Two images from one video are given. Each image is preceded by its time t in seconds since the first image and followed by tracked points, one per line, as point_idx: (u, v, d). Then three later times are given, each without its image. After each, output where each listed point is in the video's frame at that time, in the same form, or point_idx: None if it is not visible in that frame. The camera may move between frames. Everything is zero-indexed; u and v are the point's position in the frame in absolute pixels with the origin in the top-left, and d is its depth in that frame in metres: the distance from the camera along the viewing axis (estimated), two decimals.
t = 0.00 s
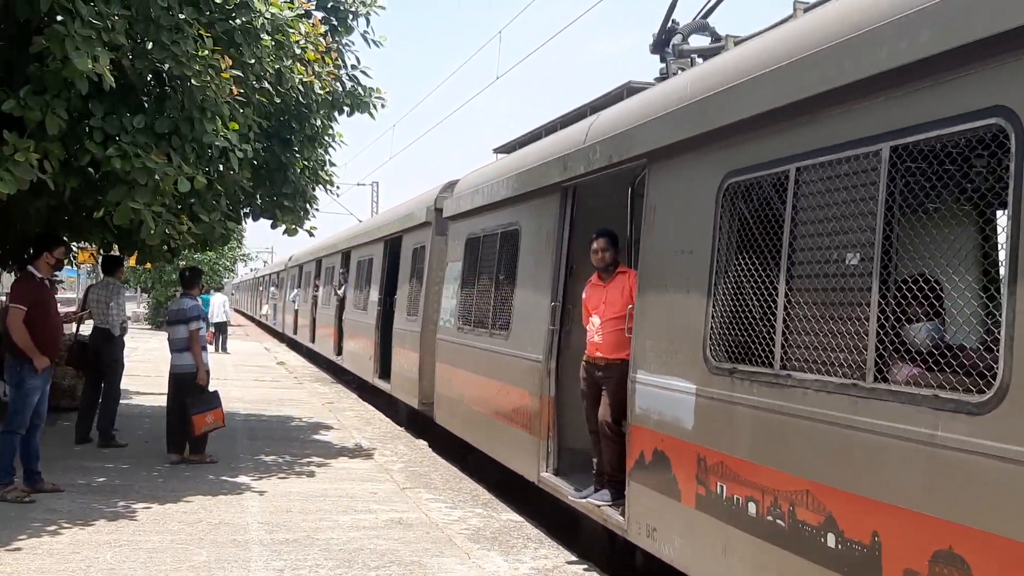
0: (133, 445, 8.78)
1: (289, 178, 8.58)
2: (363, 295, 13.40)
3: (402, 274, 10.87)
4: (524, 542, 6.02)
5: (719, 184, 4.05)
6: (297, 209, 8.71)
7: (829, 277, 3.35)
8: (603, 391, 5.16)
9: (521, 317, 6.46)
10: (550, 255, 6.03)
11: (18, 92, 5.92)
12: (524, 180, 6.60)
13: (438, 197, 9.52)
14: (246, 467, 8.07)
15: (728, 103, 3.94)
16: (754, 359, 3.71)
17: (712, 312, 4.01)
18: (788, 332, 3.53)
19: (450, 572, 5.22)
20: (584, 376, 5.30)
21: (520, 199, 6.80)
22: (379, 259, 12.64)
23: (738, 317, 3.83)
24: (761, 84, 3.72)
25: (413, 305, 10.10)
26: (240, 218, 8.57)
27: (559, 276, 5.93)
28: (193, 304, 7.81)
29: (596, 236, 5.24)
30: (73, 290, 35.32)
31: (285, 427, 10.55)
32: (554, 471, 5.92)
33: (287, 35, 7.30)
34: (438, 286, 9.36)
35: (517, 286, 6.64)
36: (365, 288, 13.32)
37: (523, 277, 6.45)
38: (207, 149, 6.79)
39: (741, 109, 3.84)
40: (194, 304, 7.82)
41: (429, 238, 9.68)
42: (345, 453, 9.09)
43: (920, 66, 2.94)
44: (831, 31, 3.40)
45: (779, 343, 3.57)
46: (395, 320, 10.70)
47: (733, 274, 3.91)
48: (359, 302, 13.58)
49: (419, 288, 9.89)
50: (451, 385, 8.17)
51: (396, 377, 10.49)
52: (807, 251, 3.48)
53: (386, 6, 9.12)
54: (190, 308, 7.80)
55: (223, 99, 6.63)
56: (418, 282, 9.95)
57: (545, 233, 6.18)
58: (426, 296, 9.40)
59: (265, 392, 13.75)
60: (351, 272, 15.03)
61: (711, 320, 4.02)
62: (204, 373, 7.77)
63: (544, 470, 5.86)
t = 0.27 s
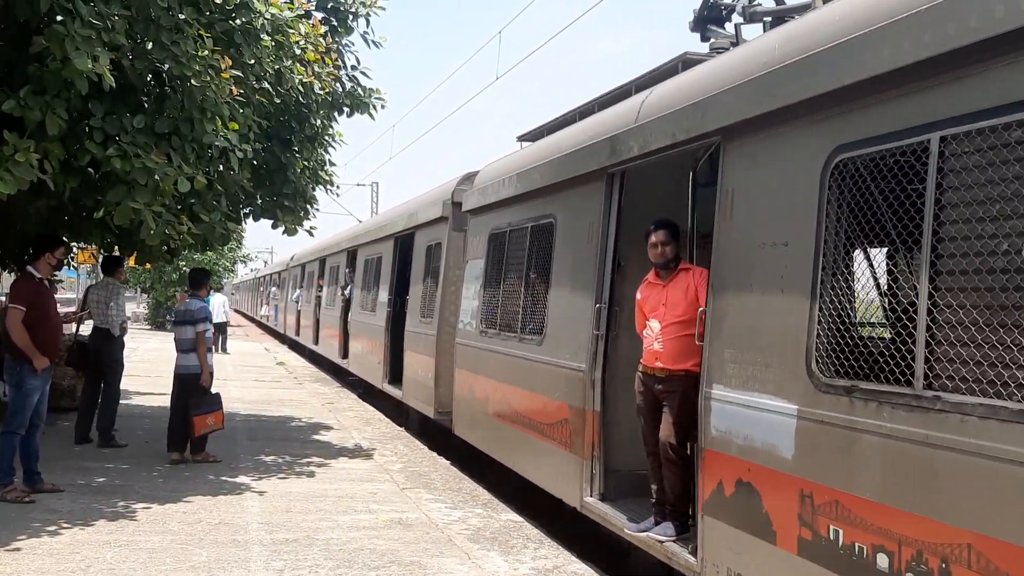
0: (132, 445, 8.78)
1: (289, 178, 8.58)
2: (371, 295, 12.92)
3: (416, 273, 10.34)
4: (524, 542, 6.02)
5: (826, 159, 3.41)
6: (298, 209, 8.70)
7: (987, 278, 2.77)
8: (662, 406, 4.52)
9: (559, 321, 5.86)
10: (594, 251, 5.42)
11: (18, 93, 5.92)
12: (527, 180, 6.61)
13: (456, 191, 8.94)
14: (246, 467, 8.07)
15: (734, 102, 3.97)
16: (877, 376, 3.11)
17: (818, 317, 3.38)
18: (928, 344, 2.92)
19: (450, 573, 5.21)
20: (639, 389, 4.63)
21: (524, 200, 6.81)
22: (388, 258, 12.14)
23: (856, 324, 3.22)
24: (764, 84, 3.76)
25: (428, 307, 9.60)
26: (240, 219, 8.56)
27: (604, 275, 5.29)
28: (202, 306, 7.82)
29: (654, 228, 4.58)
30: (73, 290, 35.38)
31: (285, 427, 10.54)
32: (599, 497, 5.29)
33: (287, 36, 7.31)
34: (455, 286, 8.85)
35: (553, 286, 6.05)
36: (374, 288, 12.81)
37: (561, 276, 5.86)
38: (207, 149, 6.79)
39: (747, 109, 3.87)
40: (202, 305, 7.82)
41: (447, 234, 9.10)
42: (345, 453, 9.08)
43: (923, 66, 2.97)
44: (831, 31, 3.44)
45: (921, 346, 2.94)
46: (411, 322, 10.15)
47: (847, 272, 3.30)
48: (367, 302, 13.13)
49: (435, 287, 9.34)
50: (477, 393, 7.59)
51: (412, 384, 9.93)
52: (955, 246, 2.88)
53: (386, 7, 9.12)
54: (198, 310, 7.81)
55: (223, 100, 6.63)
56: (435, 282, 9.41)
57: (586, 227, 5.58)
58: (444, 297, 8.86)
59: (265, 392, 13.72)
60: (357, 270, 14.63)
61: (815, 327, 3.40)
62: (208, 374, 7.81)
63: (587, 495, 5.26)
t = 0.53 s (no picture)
0: (131, 445, 8.77)
1: (288, 178, 8.58)
2: (377, 294, 12.29)
3: (427, 272, 9.70)
4: (523, 542, 6.01)
5: (971, 126, 2.82)
6: (298, 209, 8.67)
7: None
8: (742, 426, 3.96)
9: (604, 325, 5.22)
10: (650, 247, 4.78)
11: (17, 93, 5.91)
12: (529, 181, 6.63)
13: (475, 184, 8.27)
14: (246, 468, 8.06)
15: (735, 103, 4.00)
16: None
17: (971, 320, 2.76)
18: None
19: (449, 573, 5.21)
20: (711, 405, 4.13)
21: (524, 199, 6.84)
22: (396, 255, 11.47)
23: None
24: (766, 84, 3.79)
25: (441, 307, 8.97)
26: (240, 219, 8.53)
27: (659, 271, 4.70)
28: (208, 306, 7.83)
29: (730, 217, 4.03)
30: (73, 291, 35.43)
31: (285, 428, 10.53)
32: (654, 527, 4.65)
33: (286, 36, 7.30)
34: (473, 287, 8.25)
35: (596, 286, 5.41)
36: (381, 287, 12.11)
37: (604, 274, 5.28)
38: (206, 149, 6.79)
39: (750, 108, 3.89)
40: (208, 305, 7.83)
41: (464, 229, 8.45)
42: (344, 454, 9.07)
43: (923, 67, 3.00)
44: (834, 32, 3.47)
45: None
46: (424, 325, 9.50)
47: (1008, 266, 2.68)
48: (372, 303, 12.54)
49: (450, 287, 8.69)
50: (500, 403, 6.97)
51: (425, 391, 9.27)
52: None
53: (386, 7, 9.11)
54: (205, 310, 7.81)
55: (223, 100, 6.62)
56: (451, 281, 8.73)
57: (636, 217, 4.98)
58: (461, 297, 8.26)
59: (264, 393, 13.69)
60: (362, 269, 14.02)
61: (967, 333, 2.78)
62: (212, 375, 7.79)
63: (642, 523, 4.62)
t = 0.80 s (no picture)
0: (131, 445, 8.78)
1: (287, 179, 8.58)
2: (383, 294, 11.59)
3: (441, 271, 8.97)
4: (522, 542, 6.01)
5: None
6: (296, 209, 8.66)
7: None
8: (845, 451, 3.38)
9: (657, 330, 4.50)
10: (718, 238, 4.05)
11: (16, 93, 5.90)
12: (524, 182, 6.63)
13: (497, 174, 7.52)
14: (245, 468, 8.05)
15: (727, 106, 4.00)
16: None
17: None
18: None
19: (449, 573, 5.21)
20: (806, 427, 3.53)
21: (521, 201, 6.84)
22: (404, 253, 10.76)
23: None
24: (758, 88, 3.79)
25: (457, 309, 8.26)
26: (239, 219, 8.53)
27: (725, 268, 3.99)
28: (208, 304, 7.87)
29: (828, 204, 3.43)
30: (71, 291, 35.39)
31: (284, 428, 10.52)
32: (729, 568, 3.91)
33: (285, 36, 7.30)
34: (493, 287, 7.54)
35: (646, 285, 4.67)
36: (389, 287, 11.34)
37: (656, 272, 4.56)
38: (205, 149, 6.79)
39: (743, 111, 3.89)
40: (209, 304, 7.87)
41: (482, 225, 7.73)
42: (343, 454, 9.06)
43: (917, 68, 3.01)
44: (825, 37, 3.47)
45: None
46: (438, 328, 8.76)
47: None
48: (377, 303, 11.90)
49: (468, 287, 7.94)
50: (526, 417, 6.22)
51: (439, 401, 8.54)
52: None
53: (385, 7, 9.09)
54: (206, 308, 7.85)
55: (221, 100, 6.62)
56: (468, 281, 7.98)
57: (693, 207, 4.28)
58: (479, 298, 7.54)
59: (262, 393, 13.67)
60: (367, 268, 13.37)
61: None
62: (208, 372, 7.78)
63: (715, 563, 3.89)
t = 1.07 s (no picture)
0: (130, 445, 8.78)
1: (286, 179, 8.57)
2: (393, 294, 10.98)
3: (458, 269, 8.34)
4: (522, 542, 6.01)
5: None
6: (294, 209, 8.66)
7: None
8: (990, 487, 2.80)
9: (723, 336, 3.87)
10: (805, 229, 3.41)
11: (15, 93, 5.90)
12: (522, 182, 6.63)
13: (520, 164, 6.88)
14: (244, 468, 8.04)
15: (719, 107, 4.01)
16: None
17: None
18: None
19: (448, 573, 5.21)
20: (938, 460, 2.93)
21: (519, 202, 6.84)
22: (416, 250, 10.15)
23: None
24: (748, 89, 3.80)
25: (475, 310, 7.64)
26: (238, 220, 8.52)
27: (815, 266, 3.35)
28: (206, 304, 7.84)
29: (965, 188, 2.87)
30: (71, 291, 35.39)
31: (283, 428, 10.51)
32: None
33: (284, 36, 7.29)
34: (515, 287, 6.90)
35: (707, 284, 4.05)
36: (399, 286, 10.74)
37: (723, 270, 3.92)
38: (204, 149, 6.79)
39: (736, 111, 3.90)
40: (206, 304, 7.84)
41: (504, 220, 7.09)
42: (343, 454, 9.06)
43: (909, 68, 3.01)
44: (815, 38, 3.48)
45: None
46: (454, 331, 8.17)
47: None
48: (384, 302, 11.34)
49: (489, 287, 7.30)
50: (558, 430, 5.59)
51: (455, 409, 7.93)
52: None
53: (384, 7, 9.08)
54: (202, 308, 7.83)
55: (220, 100, 6.62)
56: (489, 280, 7.33)
57: (770, 195, 3.64)
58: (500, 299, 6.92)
59: (262, 392, 13.65)
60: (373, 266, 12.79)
61: None
62: (202, 372, 7.72)
63: None
